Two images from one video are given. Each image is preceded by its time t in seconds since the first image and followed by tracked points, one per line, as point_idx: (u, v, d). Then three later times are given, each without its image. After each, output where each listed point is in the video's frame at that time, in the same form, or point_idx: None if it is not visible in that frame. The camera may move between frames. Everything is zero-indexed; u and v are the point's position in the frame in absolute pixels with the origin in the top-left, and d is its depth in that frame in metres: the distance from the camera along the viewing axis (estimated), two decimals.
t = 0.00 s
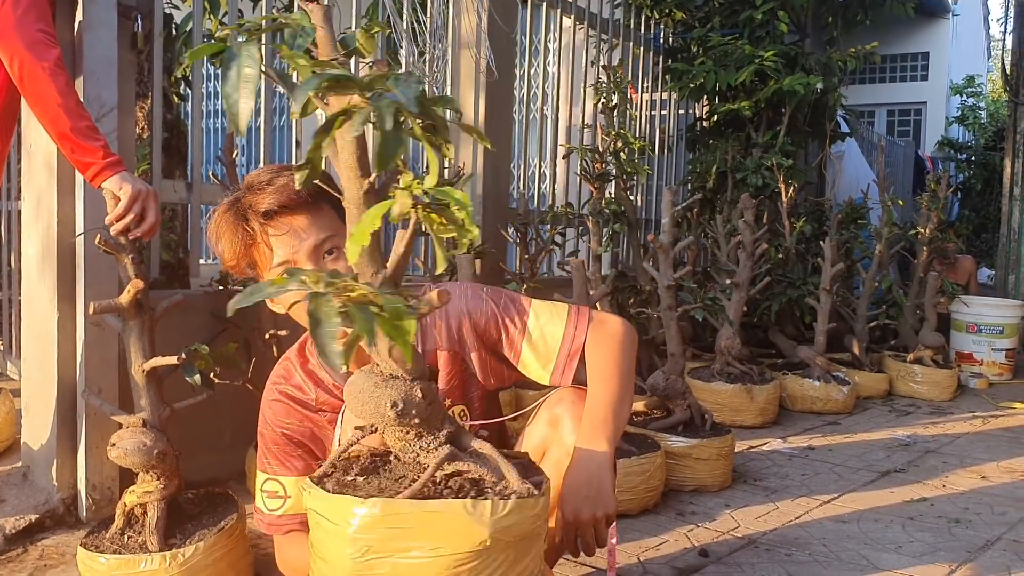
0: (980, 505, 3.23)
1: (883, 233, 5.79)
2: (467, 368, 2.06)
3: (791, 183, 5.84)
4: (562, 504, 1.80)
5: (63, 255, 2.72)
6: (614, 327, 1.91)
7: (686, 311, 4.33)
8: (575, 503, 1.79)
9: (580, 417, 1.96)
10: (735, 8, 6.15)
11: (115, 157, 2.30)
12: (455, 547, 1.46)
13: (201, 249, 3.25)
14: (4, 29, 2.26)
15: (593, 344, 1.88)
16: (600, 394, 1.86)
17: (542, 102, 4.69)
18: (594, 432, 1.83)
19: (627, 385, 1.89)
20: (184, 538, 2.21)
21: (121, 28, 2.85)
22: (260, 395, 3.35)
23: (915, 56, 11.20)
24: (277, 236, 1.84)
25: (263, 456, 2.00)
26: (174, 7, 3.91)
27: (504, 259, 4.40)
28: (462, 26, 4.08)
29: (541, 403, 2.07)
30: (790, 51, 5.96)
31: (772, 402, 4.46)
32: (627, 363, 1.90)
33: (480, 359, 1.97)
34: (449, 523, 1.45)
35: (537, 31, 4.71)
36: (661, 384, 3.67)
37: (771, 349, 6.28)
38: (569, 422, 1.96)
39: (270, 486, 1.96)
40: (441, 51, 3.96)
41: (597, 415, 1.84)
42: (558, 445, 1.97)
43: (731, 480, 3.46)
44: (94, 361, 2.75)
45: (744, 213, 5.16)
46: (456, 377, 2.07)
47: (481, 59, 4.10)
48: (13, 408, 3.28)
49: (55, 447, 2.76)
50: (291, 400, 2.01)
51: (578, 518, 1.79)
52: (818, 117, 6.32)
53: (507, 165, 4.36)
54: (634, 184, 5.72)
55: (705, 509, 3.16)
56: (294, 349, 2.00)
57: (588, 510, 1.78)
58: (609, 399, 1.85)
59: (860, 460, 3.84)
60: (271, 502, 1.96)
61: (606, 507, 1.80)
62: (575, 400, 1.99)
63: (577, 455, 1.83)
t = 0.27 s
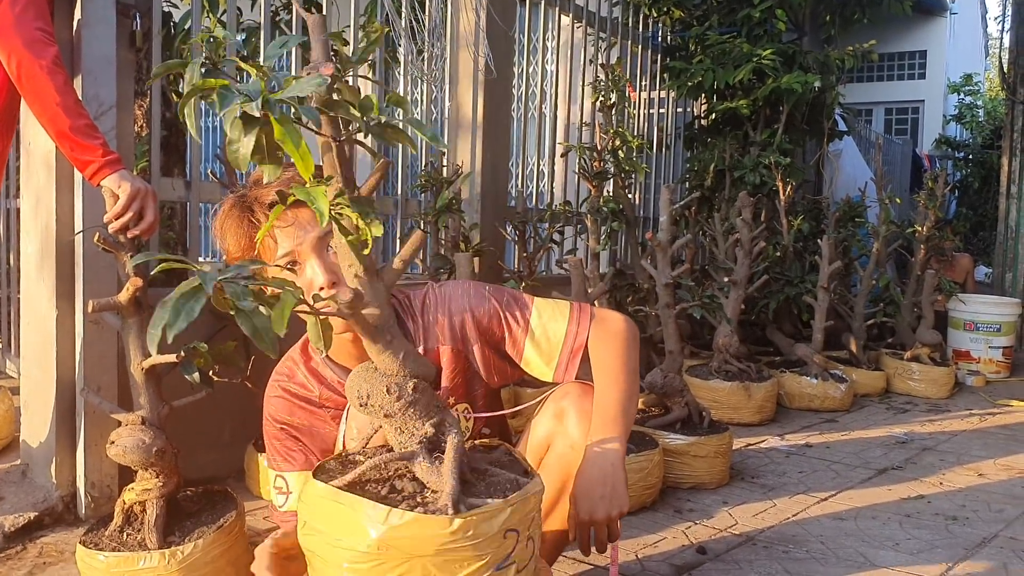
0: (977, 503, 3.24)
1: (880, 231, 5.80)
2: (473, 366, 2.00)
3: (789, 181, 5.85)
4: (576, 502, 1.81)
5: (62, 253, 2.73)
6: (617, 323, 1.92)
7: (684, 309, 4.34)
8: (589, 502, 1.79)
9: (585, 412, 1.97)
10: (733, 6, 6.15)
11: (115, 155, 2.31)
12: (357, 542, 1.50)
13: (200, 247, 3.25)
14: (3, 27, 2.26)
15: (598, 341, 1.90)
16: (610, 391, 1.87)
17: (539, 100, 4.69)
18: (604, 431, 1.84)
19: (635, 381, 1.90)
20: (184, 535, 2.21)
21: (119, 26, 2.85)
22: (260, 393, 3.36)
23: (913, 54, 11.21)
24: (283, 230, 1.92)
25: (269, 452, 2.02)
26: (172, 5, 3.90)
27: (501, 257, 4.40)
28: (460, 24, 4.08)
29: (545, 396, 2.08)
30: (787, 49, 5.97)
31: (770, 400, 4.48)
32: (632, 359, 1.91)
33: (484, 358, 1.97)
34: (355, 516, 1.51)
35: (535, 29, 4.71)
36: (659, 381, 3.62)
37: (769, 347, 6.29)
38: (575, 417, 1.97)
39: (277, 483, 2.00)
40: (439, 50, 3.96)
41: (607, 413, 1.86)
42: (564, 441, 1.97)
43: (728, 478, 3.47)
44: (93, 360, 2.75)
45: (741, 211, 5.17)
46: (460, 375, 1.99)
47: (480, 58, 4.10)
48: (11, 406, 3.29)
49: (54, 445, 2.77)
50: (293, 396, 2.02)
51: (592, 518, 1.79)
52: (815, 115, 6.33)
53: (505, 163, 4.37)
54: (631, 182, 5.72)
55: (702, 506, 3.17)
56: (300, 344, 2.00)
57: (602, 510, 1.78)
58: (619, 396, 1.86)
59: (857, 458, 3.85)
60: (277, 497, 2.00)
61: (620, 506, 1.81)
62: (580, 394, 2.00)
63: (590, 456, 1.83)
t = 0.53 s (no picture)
0: (976, 499, 3.25)
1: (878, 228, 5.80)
2: (471, 361, 2.00)
3: (787, 178, 5.85)
4: (576, 499, 1.81)
5: (60, 251, 2.73)
6: (616, 321, 1.92)
7: (683, 306, 4.34)
8: (589, 499, 1.80)
9: (583, 408, 1.97)
10: (731, 3, 6.15)
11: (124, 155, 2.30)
12: (329, 533, 1.55)
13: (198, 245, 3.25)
14: (12, 24, 2.25)
15: (596, 339, 1.90)
16: (608, 388, 1.88)
17: (538, 97, 4.69)
18: (604, 428, 1.84)
19: (634, 379, 1.91)
20: (182, 534, 2.21)
21: (117, 24, 2.85)
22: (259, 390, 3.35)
23: (911, 50, 11.21)
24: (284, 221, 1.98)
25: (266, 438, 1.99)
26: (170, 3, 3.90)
27: (500, 255, 4.40)
28: (458, 21, 4.07)
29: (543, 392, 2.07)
30: (786, 46, 5.97)
31: (768, 397, 4.48)
32: (632, 356, 1.91)
33: (483, 353, 1.97)
34: (329, 509, 1.56)
35: (533, 26, 4.71)
36: (659, 379, 3.57)
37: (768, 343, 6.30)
38: (572, 414, 1.97)
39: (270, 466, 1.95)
40: (437, 47, 3.96)
41: (606, 410, 1.86)
42: (561, 437, 1.98)
43: (727, 475, 3.48)
44: (92, 358, 2.75)
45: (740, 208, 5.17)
46: (458, 371, 2.00)
47: (478, 55, 4.10)
48: (10, 405, 3.29)
49: (53, 443, 2.77)
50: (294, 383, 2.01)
51: (591, 514, 1.80)
52: (814, 112, 6.33)
53: (504, 161, 4.37)
54: (630, 179, 5.72)
55: (701, 503, 3.17)
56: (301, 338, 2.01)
57: (602, 507, 1.79)
58: (618, 394, 1.87)
59: (856, 454, 3.86)
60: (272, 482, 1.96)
61: (619, 503, 1.81)
62: (579, 391, 2.00)
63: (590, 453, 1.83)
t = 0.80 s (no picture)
0: (975, 494, 3.25)
1: (877, 224, 5.80)
2: (469, 357, 2.02)
3: (786, 174, 5.85)
4: (573, 496, 1.79)
5: (59, 249, 2.72)
6: (615, 319, 1.93)
7: (682, 302, 4.34)
8: (588, 497, 1.78)
9: (582, 407, 1.97)
10: None
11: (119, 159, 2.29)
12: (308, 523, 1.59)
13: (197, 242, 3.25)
14: (29, 13, 2.29)
15: (594, 335, 1.90)
16: (607, 385, 1.87)
17: (536, 93, 4.69)
18: (602, 424, 1.84)
19: (632, 376, 1.91)
20: (182, 534, 2.21)
21: (114, 21, 2.84)
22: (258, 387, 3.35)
23: (910, 47, 11.21)
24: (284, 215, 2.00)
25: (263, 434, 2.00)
26: None
27: (499, 251, 4.40)
28: (457, 18, 4.07)
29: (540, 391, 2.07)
30: (785, 42, 5.98)
31: (767, 393, 4.48)
32: (631, 354, 1.92)
33: (481, 348, 1.98)
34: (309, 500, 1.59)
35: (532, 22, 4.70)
36: (658, 375, 3.56)
37: (766, 340, 6.30)
38: (570, 412, 1.97)
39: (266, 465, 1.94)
40: (435, 43, 3.96)
41: (605, 407, 1.85)
42: (559, 435, 1.98)
43: (726, 471, 3.48)
44: (91, 355, 2.75)
45: (738, 204, 5.17)
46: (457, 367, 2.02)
47: (476, 52, 4.09)
48: (9, 403, 3.28)
49: (52, 441, 2.77)
50: (292, 379, 2.02)
51: (590, 511, 1.78)
52: (813, 108, 6.33)
53: (502, 157, 4.37)
54: (629, 175, 5.72)
55: (700, 499, 3.17)
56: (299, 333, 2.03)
57: (599, 505, 1.77)
58: (617, 390, 1.87)
59: (855, 450, 3.86)
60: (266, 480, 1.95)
61: (618, 500, 1.79)
62: (577, 388, 2.00)
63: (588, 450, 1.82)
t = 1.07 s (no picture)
0: (973, 491, 3.26)
1: (875, 221, 5.79)
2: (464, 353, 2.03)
3: (784, 171, 5.85)
4: (564, 495, 1.81)
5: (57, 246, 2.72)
6: (608, 312, 1.92)
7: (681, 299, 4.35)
8: (578, 495, 1.80)
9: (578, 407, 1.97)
10: None
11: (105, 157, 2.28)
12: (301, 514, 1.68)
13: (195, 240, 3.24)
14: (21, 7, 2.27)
15: (589, 330, 1.89)
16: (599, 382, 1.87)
17: (535, 90, 4.69)
18: (594, 420, 1.84)
19: (627, 373, 1.91)
20: (184, 530, 2.23)
21: (112, 19, 2.82)
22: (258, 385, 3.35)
23: (908, 43, 11.20)
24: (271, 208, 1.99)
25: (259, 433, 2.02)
26: None
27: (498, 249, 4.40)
28: (455, 15, 4.06)
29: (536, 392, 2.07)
30: (783, 39, 5.98)
31: (766, 390, 4.49)
32: (626, 353, 1.91)
33: (475, 343, 1.99)
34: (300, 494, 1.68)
35: (530, 19, 4.70)
36: (656, 372, 3.61)
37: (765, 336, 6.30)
38: (567, 412, 1.97)
39: (263, 462, 1.99)
40: (433, 40, 3.95)
41: (597, 405, 1.86)
42: (556, 436, 1.98)
43: (725, 468, 3.48)
44: (89, 353, 2.75)
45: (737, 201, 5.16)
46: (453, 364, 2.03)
47: (475, 48, 4.09)
48: (7, 401, 3.28)
49: (50, 439, 2.77)
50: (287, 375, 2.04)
51: (580, 510, 1.80)
52: (811, 105, 6.33)
53: (501, 154, 4.36)
54: (627, 172, 5.72)
55: (699, 496, 3.18)
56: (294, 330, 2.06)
57: (590, 501, 1.79)
58: (609, 386, 1.87)
59: (853, 447, 3.87)
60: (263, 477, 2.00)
61: (609, 499, 1.81)
62: (573, 389, 2.00)
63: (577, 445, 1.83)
